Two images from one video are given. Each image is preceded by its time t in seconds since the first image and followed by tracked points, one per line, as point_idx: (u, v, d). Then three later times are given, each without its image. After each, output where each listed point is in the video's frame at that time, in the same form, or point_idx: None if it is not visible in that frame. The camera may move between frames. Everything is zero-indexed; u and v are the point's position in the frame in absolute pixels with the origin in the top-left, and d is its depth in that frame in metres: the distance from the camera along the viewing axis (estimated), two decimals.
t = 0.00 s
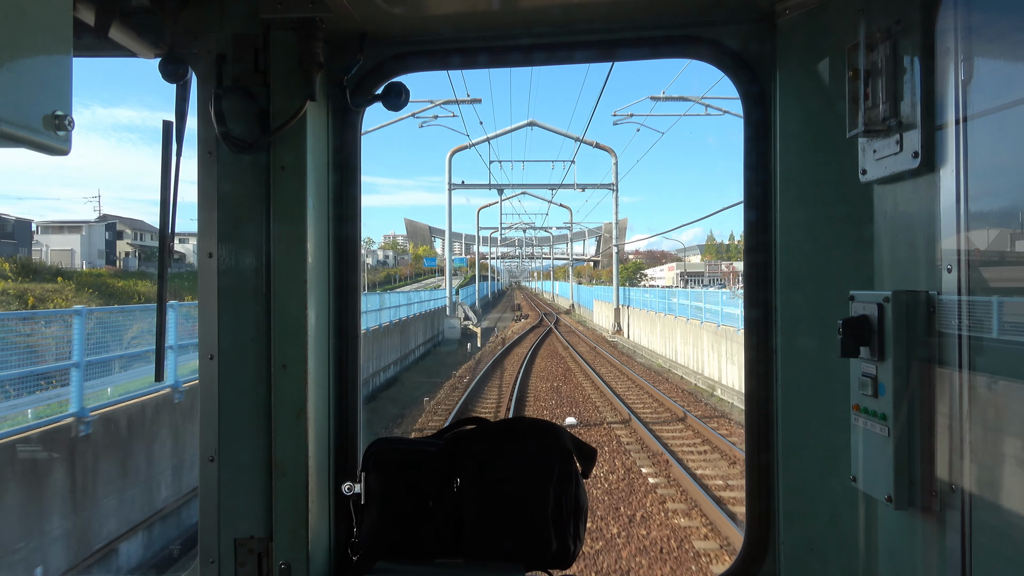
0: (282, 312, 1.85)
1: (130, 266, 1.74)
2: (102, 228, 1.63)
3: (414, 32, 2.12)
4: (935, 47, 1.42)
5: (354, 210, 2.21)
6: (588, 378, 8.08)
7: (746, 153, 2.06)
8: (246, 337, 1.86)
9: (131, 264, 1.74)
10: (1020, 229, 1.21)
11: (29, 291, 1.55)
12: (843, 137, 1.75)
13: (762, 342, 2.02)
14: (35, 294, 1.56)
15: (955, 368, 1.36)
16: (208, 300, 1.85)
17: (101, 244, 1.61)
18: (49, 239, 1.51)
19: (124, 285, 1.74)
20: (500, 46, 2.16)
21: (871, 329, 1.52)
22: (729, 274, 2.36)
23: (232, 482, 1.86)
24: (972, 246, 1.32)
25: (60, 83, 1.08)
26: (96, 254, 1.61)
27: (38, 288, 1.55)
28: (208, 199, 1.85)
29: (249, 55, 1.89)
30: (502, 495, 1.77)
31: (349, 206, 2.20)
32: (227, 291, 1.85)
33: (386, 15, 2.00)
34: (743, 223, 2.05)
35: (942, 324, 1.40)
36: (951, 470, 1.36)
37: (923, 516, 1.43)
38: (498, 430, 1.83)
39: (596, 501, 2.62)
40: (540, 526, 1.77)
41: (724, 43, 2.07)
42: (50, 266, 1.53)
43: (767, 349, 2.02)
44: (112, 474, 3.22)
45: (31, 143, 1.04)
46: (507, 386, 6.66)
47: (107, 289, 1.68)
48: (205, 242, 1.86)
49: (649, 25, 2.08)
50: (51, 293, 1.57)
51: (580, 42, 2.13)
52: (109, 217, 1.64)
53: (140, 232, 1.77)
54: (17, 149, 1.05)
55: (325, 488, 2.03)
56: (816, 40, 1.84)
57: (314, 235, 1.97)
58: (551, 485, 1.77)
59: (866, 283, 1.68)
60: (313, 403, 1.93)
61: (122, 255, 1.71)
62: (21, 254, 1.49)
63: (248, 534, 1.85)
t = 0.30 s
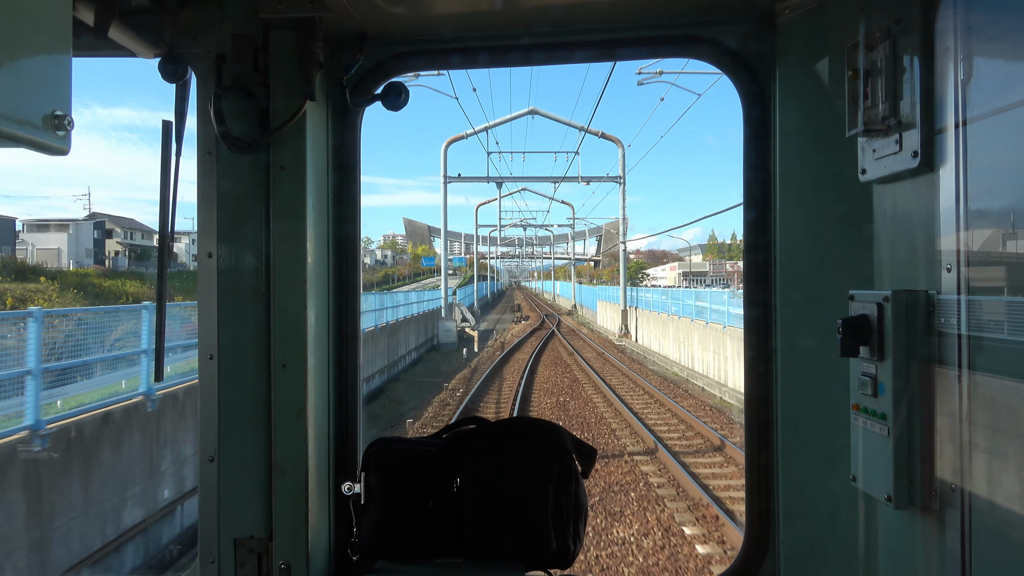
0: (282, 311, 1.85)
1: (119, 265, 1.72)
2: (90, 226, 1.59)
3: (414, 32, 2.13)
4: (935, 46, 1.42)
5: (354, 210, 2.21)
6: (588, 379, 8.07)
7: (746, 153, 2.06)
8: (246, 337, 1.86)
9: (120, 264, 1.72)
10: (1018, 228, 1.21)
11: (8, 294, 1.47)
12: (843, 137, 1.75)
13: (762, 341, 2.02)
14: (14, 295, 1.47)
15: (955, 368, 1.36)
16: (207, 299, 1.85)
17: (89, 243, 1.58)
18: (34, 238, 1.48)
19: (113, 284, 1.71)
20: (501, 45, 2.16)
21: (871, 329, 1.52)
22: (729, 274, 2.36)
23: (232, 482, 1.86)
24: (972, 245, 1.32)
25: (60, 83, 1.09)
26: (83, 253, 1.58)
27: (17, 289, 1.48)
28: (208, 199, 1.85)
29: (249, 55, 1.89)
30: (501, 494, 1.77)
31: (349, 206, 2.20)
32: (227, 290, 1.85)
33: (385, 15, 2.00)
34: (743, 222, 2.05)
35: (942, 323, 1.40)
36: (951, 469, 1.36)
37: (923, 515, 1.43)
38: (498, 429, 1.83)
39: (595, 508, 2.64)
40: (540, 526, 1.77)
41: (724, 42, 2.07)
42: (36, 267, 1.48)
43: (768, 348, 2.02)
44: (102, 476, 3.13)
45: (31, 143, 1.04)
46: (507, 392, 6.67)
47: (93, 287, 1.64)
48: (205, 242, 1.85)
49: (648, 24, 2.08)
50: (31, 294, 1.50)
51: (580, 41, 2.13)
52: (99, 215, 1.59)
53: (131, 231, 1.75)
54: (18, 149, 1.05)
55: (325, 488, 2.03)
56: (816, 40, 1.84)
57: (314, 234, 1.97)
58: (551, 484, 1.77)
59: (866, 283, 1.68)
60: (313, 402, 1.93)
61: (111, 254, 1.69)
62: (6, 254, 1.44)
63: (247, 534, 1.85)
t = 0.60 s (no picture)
0: (282, 311, 1.86)
1: (108, 264, 1.60)
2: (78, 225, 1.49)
3: (414, 31, 2.13)
4: (934, 46, 1.42)
5: (354, 209, 2.21)
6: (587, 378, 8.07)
7: (746, 153, 2.06)
8: (245, 337, 1.86)
9: (109, 263, 1.60)
10: (1018, 228, 1.21)
11: None
12: (842, 137, 1.75)
13: (762, 341, 2.02)
14: None
15: (954, 368, 1.36)
16: (207, 299, 1.85)
17: (77, 241, 1.48)
18: (19, 236, 1.38)
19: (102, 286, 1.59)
20: (500, 46, 2.16)
21: (871, 329, 1.52)
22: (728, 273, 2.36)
23: (231, 482, 1.86)
24: (971, 245, 1.33)
25: (60, 83, 1.09)
26: (70, 253, 1.48)
27: None
28: (208, 199, 1.85)
29: (249, 54, 1.89)
30: (501, 494, 1.77)
31: (348, 205, 2.20)
32: (226, 290, 1.85)
33: (385, 15, 2.00)
34: (743, 222, 2.05)
35: (941, 323, 1.40)
36: (950, 469, 1.36)
37: (922, 515, 1.43)
38: (497, 429, 1.83)
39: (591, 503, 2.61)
40: (540, 526, 1.77)
41: (724, 42, 2.07)
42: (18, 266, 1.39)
43: (768, 348, 2.02)
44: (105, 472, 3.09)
45: (31, 142, 1.04)
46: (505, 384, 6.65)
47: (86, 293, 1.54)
48: (204, 242, 1.86)
49: (649, 24, 2.08)
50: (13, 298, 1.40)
51: (580, 41, 2.13)
52: (88, 214, 1.49)
53: (120, 230, 1.65)
54: (18, 149, 1.05)
55: (325, 487, 2.03)
56: (815, 40, 1.84)
57: (314, 234, 1.97)
58: (551, 483, 1.77)
59: (865, 282, 1.68)
60: (312, 402, 1.94)
61: (100, 253, 1.57)
62: None
63: (247, 534, 1.85)
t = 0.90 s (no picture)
0: (282, 311, 1.86)
1: (97, 265, 1.53)
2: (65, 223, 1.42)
3: (414, 31, 2.12)
4: (935, 46, 1.42)
5: (354, 208, 2.21)
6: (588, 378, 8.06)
7: (746, 153, 2.06)
8: (246, 336, 1.86)
9: (99, 262, 1.53)
10: (1019, 228, 1.21)
11: None
12: (842, 137, 1.75)
13: (762, 341, 2.03)
14: None
15: (955, 368, 1.36)
16: (207, 299, 1.85)
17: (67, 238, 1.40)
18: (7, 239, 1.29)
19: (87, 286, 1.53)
20: (500, 46, 2.16)
21: (871, 329, 1.52)
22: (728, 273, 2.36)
23: (232, 482, 1.86)
24: (971, 245, 1.33)
25: (59, 82, 1.08)
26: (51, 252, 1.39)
27: None
28: (208, 198, 1.85)
29: (249, 54, 1.89)
30: (501, 494, 1.77)
31: (349, 205, 2.20)
32: (226, 290, 1.85)
33: (385, 15, 2.00)
34: (743, 221, 2.05)
35: (941, 323, 1.40)
36: (950, 469, 1.36)
37: (922, 515, 1.43)
38: (498, 429, 1.83)
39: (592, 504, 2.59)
40: (540, 526, 1.77)
41: (724, 42, 2.07)
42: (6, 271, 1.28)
43: (768, 348, 2.02)
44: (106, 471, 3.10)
45: (31, 142, 1.03)
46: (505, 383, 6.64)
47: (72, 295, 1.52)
48: (205, 242, 1.86)
49: (649, 23, 2.08)
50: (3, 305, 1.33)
51: (580, 41, 2.13)
52: (73, 211, 1.43)
53: (109, 229, 1.59)
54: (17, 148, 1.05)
55: (325, 487, 2.04)
56: (815, 40, 1.84)
57: (314, 234, 1.96)
58: (551, 483, 1.77)
59: (865, 282, 1.68)
60: (313, 401, 1.94)
61: (88, 253, 1.50)
62: None
63: (247, 534, 1.85)
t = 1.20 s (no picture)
0: (282, 311, 1.85)
1: (85, 265, 1.53)
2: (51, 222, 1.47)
3: (414, 31, 2.13)
4: (935, 47, 1.41)
5: (354, 208, 2.21)
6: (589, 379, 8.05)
7: (746, 153, 2.06)
8: (246, 336, 1.86)
9: (84, 264, 1.53)
10: (1019, 228, 1.21)
11: None
12: (843, 138, 1.75)
13: (762, 341, 2.03)
14: None
15: (955, 369, 1.36)
16: (208, 298, 1.85)
17: (46, 240, 1.45)
18: None
19: (72, 287, 1.53)
20: (501, 45, 2.16)
21: (872, 329, 1.52)
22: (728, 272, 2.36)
23: (232, 481, 1.86)
24: (972, 245, 1.33)
25: (60, 82, 1.08)
26: (40, 253, 1.45)
27: None
28: (209, 198, 1.85)
29: (249, 54, 1.89)
30: (501, 494, 1.77)
31: (350, 205, 2.20)
32: (227, 290, 1.85)
33: (385, 15, 2.00)
34: (743, 222, 2.05)
35: (942, 324, 1.40)
36: (951, 469, 1.36)
37: (922, 516, 1.43)
38: (498, 429, 1.83)
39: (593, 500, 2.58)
40: (540, 526, 1.76)
41: (725, 42, 2.07)
42: None
43: (768, 348, 2.02)
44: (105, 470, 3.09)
45: (31, 141, 1.04)
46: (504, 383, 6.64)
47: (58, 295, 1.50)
48: (205, 241, 1.86)
49: (649, 24, 2.08)
50: None
51: (581, 41, 2.13)
52: (61, 211, 1.49)
53: (98, 228, 1.58)
54: (18, 148, 1.05)
55: (325, 487, 2.04)
56: (816, 40, 1.84)
57: (314, 233, 1.97)
58: (550, 484, 1.77)
59: (866, 283, 1.68)
60: (313, 401, 1.94)
61: (74, 253, 1.51)
62: None
63: (247, 533, 1.85)
